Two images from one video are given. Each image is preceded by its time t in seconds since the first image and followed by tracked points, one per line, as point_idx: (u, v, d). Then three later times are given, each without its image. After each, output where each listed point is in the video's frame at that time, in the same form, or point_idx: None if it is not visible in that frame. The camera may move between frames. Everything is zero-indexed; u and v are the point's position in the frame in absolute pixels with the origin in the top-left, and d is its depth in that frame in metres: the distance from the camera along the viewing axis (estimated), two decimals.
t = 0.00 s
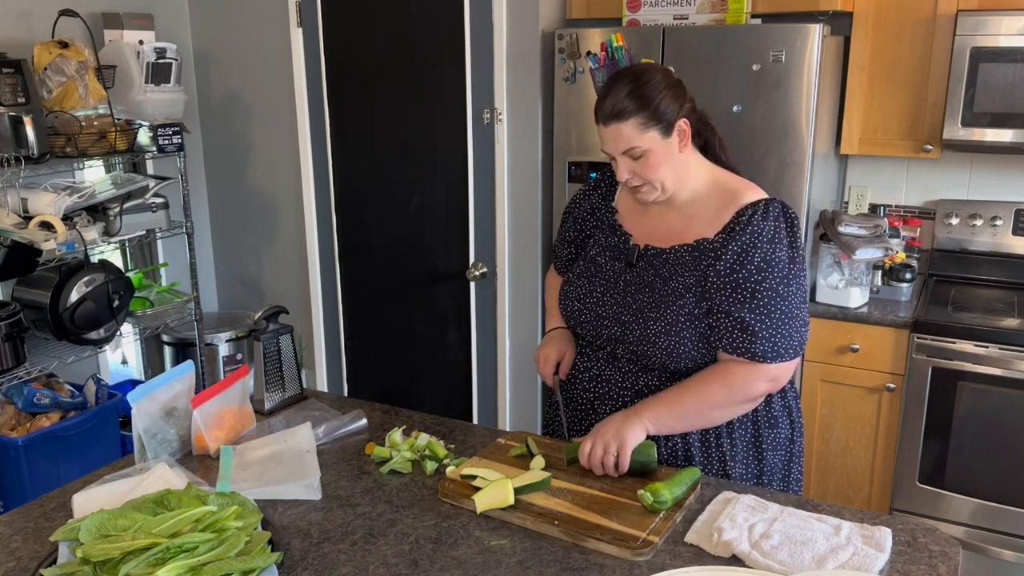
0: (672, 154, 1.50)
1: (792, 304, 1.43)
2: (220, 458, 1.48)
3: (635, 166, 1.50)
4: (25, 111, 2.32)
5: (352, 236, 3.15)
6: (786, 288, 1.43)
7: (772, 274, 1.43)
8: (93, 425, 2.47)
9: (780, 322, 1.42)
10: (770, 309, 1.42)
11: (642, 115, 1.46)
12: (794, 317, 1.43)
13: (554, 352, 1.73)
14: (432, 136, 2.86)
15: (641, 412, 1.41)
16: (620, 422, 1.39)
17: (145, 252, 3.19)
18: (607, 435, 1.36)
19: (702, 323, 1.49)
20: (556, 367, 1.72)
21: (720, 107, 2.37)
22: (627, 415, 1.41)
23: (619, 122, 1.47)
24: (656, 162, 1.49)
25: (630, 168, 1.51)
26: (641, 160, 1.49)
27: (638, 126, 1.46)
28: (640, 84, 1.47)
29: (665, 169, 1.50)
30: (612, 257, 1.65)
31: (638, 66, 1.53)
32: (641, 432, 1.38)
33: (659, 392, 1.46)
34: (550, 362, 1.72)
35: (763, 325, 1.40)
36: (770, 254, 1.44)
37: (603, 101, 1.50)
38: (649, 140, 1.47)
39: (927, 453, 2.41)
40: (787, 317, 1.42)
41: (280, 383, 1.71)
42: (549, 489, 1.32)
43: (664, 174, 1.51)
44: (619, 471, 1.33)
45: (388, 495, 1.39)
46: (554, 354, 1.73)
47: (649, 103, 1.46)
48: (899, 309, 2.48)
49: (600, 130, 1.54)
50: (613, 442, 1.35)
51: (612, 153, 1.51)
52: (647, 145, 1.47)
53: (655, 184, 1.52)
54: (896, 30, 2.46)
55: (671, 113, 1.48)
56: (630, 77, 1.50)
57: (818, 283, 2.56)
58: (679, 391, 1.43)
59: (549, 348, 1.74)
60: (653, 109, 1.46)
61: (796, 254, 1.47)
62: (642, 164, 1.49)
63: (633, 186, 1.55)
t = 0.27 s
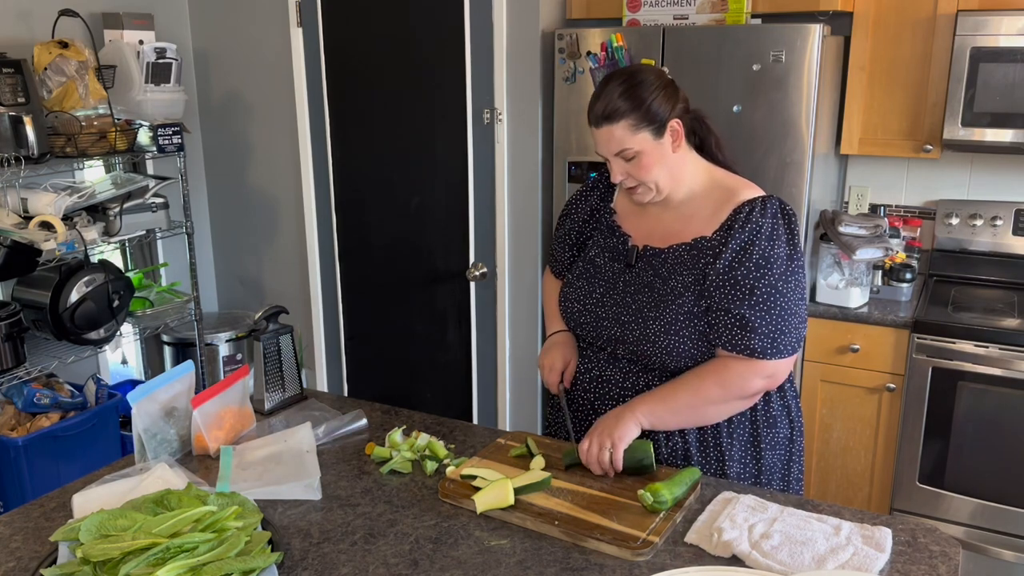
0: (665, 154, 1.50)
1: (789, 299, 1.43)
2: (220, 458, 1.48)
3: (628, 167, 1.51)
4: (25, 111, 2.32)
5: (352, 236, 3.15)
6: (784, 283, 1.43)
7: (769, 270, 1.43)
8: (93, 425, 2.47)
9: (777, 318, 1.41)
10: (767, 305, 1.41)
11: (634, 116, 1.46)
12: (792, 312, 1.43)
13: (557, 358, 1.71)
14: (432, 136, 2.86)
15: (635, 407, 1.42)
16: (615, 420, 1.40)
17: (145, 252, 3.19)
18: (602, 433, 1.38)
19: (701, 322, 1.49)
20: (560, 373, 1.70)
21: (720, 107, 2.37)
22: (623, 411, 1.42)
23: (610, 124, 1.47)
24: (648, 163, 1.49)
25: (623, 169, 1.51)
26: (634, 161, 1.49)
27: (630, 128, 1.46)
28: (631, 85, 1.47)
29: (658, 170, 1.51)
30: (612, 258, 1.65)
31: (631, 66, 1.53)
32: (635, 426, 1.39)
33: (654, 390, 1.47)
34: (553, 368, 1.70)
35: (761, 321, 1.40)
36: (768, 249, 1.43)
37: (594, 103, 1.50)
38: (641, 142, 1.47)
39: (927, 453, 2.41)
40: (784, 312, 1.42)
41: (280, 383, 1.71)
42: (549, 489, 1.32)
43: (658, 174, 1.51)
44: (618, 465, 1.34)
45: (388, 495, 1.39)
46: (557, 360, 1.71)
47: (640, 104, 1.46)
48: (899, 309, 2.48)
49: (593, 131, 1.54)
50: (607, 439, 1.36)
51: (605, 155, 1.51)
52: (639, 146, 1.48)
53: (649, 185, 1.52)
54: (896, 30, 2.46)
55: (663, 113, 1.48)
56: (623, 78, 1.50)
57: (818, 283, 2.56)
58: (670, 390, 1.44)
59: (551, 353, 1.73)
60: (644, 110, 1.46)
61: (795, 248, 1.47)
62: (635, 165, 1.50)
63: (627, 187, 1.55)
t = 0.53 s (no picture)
0: (664, 155, 1.50)
1: (786, 299, 1.43)
2: (220, 458, 1.48)
3: (627, 168, 1.51)
4: (25, 111, 2.32)
5: (352, 236, 3.15)
6: (781, 284, 1.43)
7: (767, 269, 1.43)
8: (93, 425, 2.47)
9: (774, 318, 1.41)
10: (764, 305, 1.41)
11: (632, 117, 1.46)
12: (789, 313, 1.43)
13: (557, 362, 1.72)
14: (432, 136, 2.86)
15: (631, 409, 1.44)
16: (613, 422, 1.41)
17: (145, 252, 3.19)
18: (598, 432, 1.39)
19: (699, 322, 1.49)
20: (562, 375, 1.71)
21: (720, 107, 2.37)
22: (620, 415, 1.43)
23: (608, 124, 1.47)
24: (647, 164, 1.49)
25: (622, 170, 1.51)
26: (632, 162, 1.50)
27: (628, 128, 1.46)
28: (631, 85, 1.48)
29: (656, 171, 1.50)
30: (613, 256, 1.64)
31: (631, 66, 1.53)
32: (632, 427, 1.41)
33: (653, 391, 1.48)
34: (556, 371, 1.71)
35: (757, 320, 1.40)
36: (765, 249, 1.44)
37: (594, 103, 1.50)
38: (640, 142, 1.47)
39: (927, 453, 2.41)
40: (781, 312, 1.42)
41: (280, 383, 1.72)
42: (549, 489, 1.32)
43: (657, 176, 1.51)
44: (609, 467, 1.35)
45: (388, 495, 1.39)
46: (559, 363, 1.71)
47: (639, 105, 1.46)
48: (899, 309, 2.48)
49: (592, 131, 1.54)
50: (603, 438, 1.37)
51: (604, 155, 1.52)
52: (638, 147, 1.48)
53: (648, 186, 1.52)
54: (896, 30, 2.46)
55: (662, 113, 1.48)
56: (622, 78, 1.50)
57: (818, 283, 2.56)
58: (665, 392, 1.45)
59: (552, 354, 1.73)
60: (643, 110, 1.46)
61: (793, 248, 1.47)
62: (634, 166, 1.50)
63: (626, 187, 1.55)
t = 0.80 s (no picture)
0: (665, 153, 1.50)
1: (787, 297, 1.43)
2: (220, 458, 1.48)
3: (627, 165, 1.51)
4: (25, 111, 2.32)
5: (352, 236, 3.15)
6: (782, 282, 1.43)
7: (768, 268, 1.43)
8: (93, 425, 2.47)
9: (775, 316, 1.42)
10: (765, 303, 1.42)
11: (633, 114, 1.47)
12: (790, 311, 1.43)
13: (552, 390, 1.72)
14: (432, 136, 2.86)
15: (635, 408, 1.43)
16: (617, 422, 1.40)
17: (145, 252, 3.19)
18: (607, 433, 1.37)
19: (700, 321, 1.49)
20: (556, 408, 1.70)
21: (720, 107, 2.37)
22: (624, 413, 1.42)
23: (609, 120, 1.48)
24: (648, 161, 1.50)
25: (622, 167, 1.52)
26: (633, 159, 1.50)
27: (629, 125, 1.47)
28: (631, 83, 1.49)
29: (657, 168, 1.51)
30: (612, 256, 1.64)
31: (633, 64, 1.54)
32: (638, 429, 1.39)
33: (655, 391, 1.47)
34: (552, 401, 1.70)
35: (758, 319, 1.41)
36: (766, 247, 1.44)
37: (595, 100, 1.51)
38: (640, 139, 1.48)
39: (927, 453, 2.41)
40: (782, 310, 1.42)
41: (280, 383, 1.72)
42: (549, 489, 1.32)
43: (657, 174, 1.51)
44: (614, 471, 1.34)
45: (388, 495, 1.39)
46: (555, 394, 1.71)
47: (640, 102, 1.47)
48: (899, 309, 2.48)
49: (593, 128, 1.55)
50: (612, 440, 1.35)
51: (605, 152, 1.52)
52: (638, 144, 1.48)
53: (648, 184, 1.52)
54: (896, 30, 2.46)
55: (663, 111, 1.48)
56: (623, 76, 1.51)
57: (818, 283, 2.56)
58: (669, 390, 1.44)
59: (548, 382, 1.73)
60: (643, 107, 1.47)
61: (793, 246, 1.47)
62: (634, 163, 1.50)
63: (626, 185, 1.55)
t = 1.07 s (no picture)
0: (661, 157, 1.50)
1: (791, 297, 1.44)
2: (220, 458, 1.48)
3: (625, 170, 1.50)
4: (25, 111, 2.32)
5: (351, 236, 3.15)
6: (786, 282, 1.44)
7: (771, 268, 1.43)
8: (93, 425, 2.47)
9: (783, 316, 1.42)
10: (771, 304, 1.42)
11: (632, 119, 1.46)
12: (794, 312, 1.44)
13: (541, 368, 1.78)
14: (432, 136, 2.86)
15: (644, 411, 1.40)
16: (624, 420, 1.38)
17: (145, 252, 3.19)
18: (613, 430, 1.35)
19: (700, 322, 1.49)
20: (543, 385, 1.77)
21: (720, 107, 2.37)
22: (629, 413, 1.40)
23: (608, 126, 1.47)
24: (645, 166, 1.50)
25: (620, 172, 1.51)
26: (631, 164, 1.49)
27: (628, 131, 1.46)
28: (629, 88, 1.47)
29: (654, 173, 1.51)
30: (604, 261, 1.63)
31: (628, 68, 1.53)
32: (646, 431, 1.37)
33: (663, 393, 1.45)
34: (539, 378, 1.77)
35: (767, 319, 1.41)
36: (769, 248, 1.44)
37: (592, 105, 1.49)
38: (639, 145, 1.48)
39: (927, 453, 2.41)
40: (787, 311, 1.43)
41: (280, 383, 1.72)
42: (549, 489, 1.32)
43: (653, 178, 1.52)
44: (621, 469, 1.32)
45: (388, 495, 1.38)
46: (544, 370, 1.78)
47: (639, 107, 1.46)
48: (899, 309, 2.48)
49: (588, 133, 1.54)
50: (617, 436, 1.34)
51: (602, 157, 1.51)
52: (637, 149, 1.48)
53: (645, 188, 1.52)
54: (896, 30, 2.46)
55: (660, 116, 1.48)
56: (620, 80, 1.49)
57: (818, 283, 2.56)
58: (680, 393, 1.42)
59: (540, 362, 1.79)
60: (642, 113, 1.46)
61: (793, 248, 1.48)
62: (632, 168, 1.50)
63: (622, 189, 1.55)
